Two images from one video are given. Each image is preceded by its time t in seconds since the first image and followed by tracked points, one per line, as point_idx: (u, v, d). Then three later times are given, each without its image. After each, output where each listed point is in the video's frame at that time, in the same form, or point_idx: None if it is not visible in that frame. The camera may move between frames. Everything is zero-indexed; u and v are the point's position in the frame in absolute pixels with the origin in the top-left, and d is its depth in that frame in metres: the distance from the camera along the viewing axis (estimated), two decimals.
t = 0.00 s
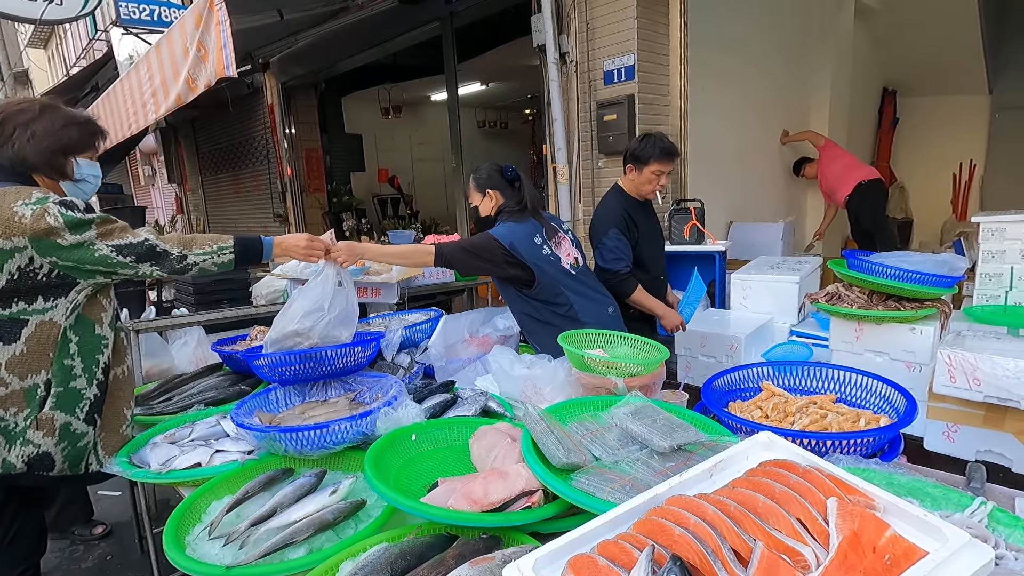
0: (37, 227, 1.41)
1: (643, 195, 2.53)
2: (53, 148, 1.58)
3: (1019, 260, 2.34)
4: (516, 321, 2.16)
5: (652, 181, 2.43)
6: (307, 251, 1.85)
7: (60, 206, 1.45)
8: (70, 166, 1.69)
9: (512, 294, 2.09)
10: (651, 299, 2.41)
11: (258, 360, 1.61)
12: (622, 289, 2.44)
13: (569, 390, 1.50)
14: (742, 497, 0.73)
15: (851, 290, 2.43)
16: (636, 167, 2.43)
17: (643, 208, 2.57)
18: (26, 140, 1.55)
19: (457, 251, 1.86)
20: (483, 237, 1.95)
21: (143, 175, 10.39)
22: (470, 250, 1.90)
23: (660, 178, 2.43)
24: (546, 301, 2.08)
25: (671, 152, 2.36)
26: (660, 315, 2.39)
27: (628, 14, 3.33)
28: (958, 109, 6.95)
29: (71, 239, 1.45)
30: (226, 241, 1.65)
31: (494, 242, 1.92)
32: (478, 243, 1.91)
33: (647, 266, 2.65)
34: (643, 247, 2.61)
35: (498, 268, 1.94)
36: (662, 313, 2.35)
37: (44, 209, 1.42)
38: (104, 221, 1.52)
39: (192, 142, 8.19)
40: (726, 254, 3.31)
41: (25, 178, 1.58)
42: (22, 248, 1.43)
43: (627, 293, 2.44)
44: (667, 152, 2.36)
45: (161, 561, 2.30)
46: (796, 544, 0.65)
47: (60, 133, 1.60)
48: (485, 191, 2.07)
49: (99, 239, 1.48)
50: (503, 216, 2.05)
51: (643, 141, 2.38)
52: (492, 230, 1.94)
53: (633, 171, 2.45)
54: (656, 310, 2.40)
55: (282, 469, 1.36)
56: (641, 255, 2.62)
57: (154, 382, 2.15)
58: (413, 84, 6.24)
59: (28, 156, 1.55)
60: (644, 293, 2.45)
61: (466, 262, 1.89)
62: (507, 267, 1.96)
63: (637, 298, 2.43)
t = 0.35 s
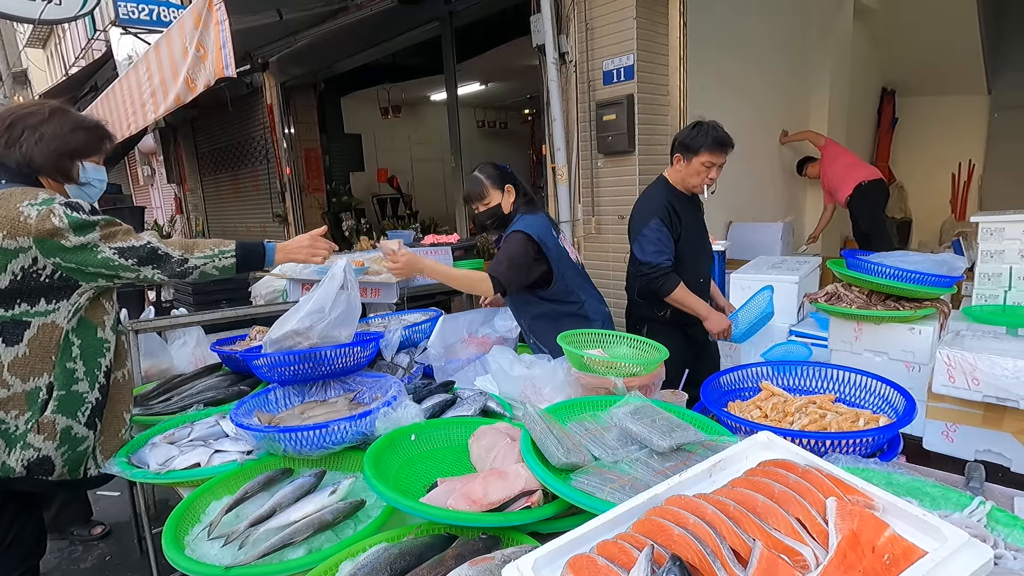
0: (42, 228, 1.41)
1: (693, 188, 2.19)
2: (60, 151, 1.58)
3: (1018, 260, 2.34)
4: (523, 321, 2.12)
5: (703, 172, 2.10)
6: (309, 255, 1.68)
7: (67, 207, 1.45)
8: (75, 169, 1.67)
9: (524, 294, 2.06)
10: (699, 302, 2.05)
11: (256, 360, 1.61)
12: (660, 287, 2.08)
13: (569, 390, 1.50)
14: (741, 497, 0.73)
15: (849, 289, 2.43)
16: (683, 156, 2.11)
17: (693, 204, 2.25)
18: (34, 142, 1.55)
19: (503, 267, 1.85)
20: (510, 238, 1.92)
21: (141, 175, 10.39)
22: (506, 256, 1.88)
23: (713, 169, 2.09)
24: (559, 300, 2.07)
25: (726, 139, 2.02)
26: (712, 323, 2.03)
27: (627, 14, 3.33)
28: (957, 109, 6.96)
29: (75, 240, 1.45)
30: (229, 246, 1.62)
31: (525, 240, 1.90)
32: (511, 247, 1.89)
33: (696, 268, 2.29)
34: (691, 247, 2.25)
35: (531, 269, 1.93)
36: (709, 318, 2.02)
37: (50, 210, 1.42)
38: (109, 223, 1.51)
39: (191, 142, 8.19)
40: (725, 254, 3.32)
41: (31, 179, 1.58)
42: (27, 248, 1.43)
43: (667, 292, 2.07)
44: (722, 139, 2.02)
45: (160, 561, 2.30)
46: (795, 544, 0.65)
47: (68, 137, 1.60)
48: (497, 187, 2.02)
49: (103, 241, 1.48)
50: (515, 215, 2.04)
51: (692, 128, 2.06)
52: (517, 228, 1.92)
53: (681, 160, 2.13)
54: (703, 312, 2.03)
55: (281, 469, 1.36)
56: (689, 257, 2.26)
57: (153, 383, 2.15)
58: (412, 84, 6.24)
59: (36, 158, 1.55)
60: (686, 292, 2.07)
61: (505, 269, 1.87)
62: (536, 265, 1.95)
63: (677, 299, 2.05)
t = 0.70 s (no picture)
0: (36, 231, 1.40)
1: (734, 188, 2.06)
2: (54, 150, 1.58)
3: (1017, 260, 2.34)
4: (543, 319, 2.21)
5: (744, 171, 1.94)
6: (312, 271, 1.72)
7: (62, 210, 1.45)
8: (69, 168, 1.66)
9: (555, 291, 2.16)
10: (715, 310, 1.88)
11: (255, 360, 1.61)
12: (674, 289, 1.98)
13: (569, 391, 1.50)
14: (741, 497, 0.73)
15: (849, 289, 2.43)
16: (726, 154, 1.97)
17: (734, 206, 2.11)
18: (28, 141, 1.54)
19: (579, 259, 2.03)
20: (560, 232, 2.09)
21: (140, 175, 10.37)
22: (570, 247, 2.06)
23: (756, 167, 1.92)
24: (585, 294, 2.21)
25: (772, 136, 1.85)
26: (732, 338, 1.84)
27: (626, 14, 3.33)
28: (956, 109, 6.97)
29: (70, 244, 1.44)
30: (223, 255, 1.62)
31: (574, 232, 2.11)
32: (569, 239, 2.08)
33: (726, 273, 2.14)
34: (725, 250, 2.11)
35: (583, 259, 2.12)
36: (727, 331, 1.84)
37: (44, 213, 1.41)
38: (104, 227, 1.51)
39: (190, 142, 8.18)
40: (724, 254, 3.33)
41: (26, 179, 1.58)
42: (21, 251, 1.43)
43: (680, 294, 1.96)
44: (767, 136, 1.85)
45: (159, 562, 2.30)
46: (795, 544, 0.65)
47: (61, 136, 1.60)
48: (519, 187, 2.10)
49: (97, 246, 1.47)
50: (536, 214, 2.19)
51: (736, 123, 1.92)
52: (561, 222, 2.10)
53: (723, 157, 2.00)
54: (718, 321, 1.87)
55: (280, 469, 1.36)
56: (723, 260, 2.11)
57: (152, 383, 2.15)
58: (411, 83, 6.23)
59: (29, 157, 1.55)
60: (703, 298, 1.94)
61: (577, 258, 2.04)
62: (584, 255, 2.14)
63: (691, 304, 1.94)
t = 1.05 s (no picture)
0: (38, 233, 1.41)
1: (796, 180, 1.75)
2: (55, 153, 1.57)
3: (1016, 260, 2.34)
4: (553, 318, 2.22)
5: (806, 161, 1.63)
6: (308, 275, 1.72)
7: (64, 214, 1.45)
8: (70, 171, 1.67)
9: (565, 289, 2.17)
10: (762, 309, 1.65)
11: (254, 360, 1.61)
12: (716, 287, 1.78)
13: (569, 391, 1.49)
14: (740, 497, 0.74)
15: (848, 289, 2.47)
16: (786, 141, 1.67)
17: (799, 199, 1.78)
18: (29, 143, 1.54)
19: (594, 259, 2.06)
20: (573, 232, 2.11)
21: (140, 175, 10.36)
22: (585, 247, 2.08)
23: (820, 156, 1.61)
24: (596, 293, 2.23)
25: (836, 120, 1.53)
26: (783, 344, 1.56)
27: (625, 14, 3.33)
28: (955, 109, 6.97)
29: (72, 246, 1.45)
30: (224, 259, 1.63)
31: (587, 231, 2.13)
32: (582, 239, 2.10)
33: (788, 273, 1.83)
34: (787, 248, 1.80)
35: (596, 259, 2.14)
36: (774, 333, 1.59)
37: (47, 215, 1.42)
38: (106, 230, 1.51)
39: (189, 142, 8.18)
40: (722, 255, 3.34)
41: (26, 180, 1.57)
42: (21, 253, 1.43)
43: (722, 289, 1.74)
44: (832, 121, 1.53)
45: (158, 562, 2.30)
46: (794, 544, 0.65)
47: (63, 139, 1.60)
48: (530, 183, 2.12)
49: (99, 248, 1.48)
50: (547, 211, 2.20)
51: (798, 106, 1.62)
52: (574, 221, 2.13)
53: (783, 145, 1.70)
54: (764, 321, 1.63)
55: (279, 469, 1.36)
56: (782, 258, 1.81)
57: (151, 383, 2.15)
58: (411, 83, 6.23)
59: (30, 159, 1.55)
60: (750, 296, 1.70)
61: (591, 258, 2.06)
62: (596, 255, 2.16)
63: (732, 299, 1.72)
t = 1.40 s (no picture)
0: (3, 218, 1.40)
1: (841, 180, 1.68)
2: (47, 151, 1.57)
3: (1015, 260, 2.34)
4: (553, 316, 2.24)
5: (851, 158, 1.54)
6: (285, 255, 1.74)
7: (29, 198, 1.44)
8: (38, 160, 1.66)
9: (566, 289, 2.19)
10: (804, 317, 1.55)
11: (254, 360, 1.61)
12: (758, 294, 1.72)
13: (568, 390, 1.49)
14: (740, 497, 0.74)
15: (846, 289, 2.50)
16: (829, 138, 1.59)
17: (845, 200, 1.72)
18: None
19: (587, 263, 2.06)
20: (574, 232, 2.12)
21: (140, 175, 10.35)
22: (581, 250, 2.09)
23: (870, 153, 1.50)
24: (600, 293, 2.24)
25: (886, 112, 1.43)
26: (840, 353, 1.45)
27: (625, 14, 3.33)
28: (954, 109, 6.97)
29: (39, 230, 1.44)
30: (200, 241, 1.63)
31: (589, 233, 2.13)
32: (582, 241, 2.10)
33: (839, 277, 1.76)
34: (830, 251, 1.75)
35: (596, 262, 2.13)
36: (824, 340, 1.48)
37: (9, 200, 1.41)
38: (73, 213, 1.51)
39: (189, 142, 8.17)
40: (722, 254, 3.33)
41: None
42: None
43: (762, 299, 1.68)
44: (881, 113, 1.43)
45: (158, 563, 2.29)
46: (794, 544, 0.65)
47: (33, 128, 1.61)
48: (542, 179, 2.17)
49: (67, 230, 1.47)
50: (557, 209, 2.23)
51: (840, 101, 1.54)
52: (577, 221, 2.13)
53: (826, 143, 1.63)
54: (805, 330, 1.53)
55: (279, 469, 1.36)
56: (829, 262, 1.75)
57: (150, 383, 2.15)
58: (410, 83, 6.22)
59: None
60: (793, 304, 1.63)
61: (583, 262, 2.07)
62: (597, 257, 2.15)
63: (773, 307, 1.65)
